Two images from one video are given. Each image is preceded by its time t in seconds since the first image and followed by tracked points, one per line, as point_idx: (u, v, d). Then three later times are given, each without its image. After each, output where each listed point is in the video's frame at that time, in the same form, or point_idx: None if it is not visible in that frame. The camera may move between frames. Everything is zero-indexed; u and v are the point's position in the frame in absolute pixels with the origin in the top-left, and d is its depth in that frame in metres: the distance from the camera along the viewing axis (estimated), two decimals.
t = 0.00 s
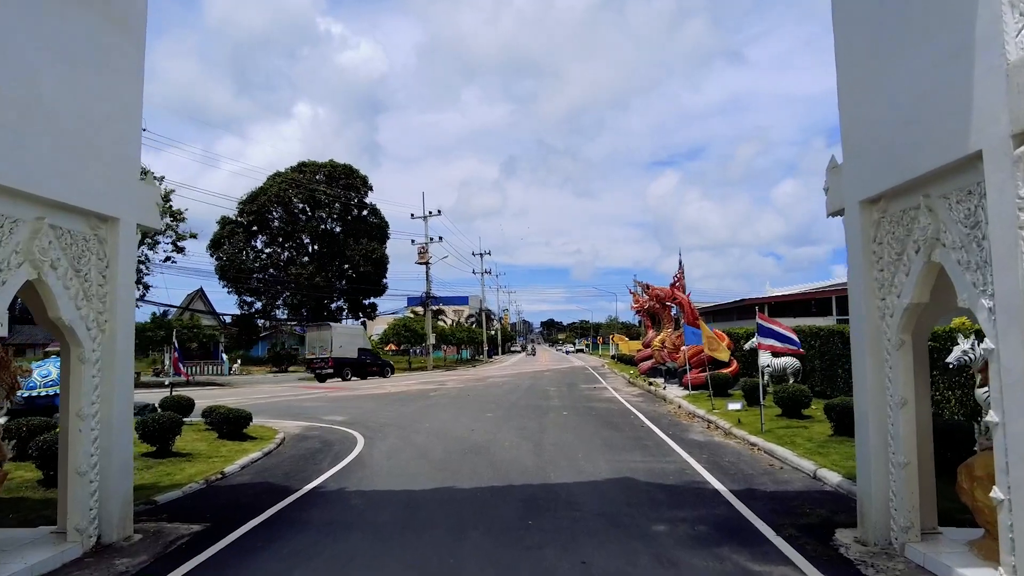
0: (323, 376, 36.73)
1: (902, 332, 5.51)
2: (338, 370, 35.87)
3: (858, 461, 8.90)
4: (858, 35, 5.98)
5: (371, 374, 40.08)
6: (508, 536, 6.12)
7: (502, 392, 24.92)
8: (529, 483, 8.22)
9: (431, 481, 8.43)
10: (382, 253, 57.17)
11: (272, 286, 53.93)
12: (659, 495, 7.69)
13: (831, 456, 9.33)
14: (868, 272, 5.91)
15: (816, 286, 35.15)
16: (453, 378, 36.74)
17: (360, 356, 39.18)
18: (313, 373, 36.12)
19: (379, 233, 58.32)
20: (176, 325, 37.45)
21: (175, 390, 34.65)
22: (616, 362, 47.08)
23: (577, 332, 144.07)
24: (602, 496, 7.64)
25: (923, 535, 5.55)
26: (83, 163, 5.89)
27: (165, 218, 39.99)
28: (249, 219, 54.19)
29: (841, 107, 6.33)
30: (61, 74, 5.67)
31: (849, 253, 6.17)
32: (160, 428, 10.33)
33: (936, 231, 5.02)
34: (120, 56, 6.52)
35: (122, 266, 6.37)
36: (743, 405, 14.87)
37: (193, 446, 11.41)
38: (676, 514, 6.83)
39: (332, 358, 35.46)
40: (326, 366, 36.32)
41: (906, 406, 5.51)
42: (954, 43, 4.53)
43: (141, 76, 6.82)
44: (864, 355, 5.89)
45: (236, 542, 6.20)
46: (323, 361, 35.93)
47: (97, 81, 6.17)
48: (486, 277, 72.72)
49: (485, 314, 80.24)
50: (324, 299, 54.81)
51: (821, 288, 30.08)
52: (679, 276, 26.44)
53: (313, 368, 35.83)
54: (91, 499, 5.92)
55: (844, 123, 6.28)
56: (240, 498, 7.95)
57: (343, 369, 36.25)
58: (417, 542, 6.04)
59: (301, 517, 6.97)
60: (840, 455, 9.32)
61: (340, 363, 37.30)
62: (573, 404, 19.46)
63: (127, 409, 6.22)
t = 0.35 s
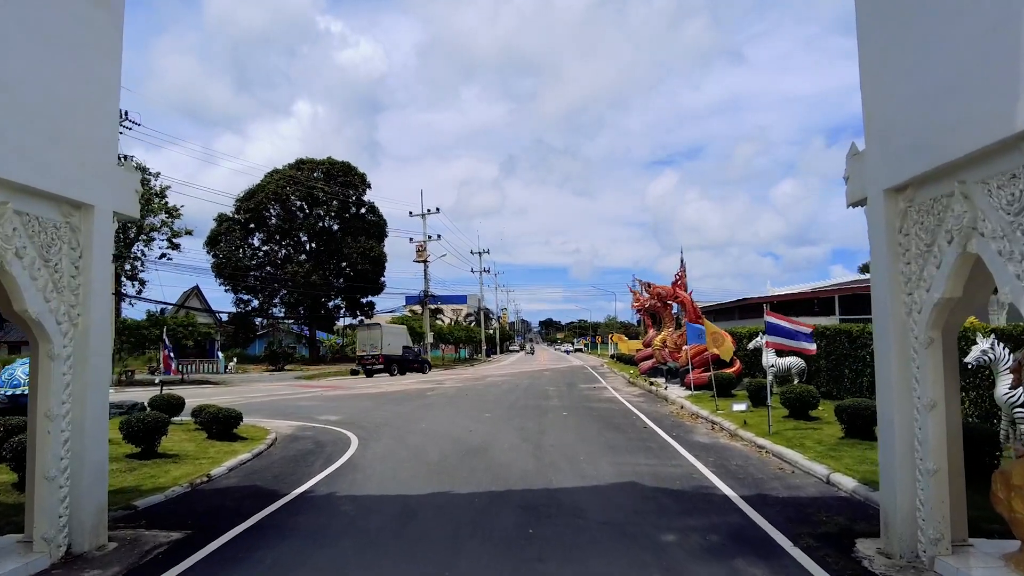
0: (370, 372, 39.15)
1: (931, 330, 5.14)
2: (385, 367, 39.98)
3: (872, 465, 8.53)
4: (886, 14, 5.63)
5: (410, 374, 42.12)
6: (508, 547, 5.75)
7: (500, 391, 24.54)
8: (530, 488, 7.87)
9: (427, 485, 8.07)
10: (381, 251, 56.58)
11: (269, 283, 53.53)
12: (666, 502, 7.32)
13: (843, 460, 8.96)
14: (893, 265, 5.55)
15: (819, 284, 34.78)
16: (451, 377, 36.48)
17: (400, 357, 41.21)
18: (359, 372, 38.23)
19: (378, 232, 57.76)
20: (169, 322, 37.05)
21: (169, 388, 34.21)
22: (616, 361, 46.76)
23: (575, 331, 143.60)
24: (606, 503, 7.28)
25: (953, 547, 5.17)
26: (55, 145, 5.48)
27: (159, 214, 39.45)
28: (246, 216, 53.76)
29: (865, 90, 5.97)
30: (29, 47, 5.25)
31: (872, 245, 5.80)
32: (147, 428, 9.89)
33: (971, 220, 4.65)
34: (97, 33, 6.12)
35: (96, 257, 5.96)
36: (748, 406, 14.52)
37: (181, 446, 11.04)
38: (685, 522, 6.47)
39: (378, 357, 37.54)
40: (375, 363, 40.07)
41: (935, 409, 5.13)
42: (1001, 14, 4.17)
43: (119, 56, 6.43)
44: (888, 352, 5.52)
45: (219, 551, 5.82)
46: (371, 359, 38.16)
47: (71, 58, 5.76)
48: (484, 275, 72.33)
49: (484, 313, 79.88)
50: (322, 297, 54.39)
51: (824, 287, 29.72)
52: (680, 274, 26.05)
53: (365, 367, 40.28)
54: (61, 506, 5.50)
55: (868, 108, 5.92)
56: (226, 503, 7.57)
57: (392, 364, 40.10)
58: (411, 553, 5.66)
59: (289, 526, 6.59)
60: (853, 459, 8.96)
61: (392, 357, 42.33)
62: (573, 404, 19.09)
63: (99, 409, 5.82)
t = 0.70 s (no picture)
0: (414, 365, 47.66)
1: (960, 329, 4.74)
2: (423, 363, 44.47)
3: (885, 470, 8.14)
4: None
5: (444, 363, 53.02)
6: (504, 562, 5.34)
7: (497, 392, 24.14)
8: (527, 496, 7.47)
9: (419, 493, 7.66)
10: (378, 250, 56.12)
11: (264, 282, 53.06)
12: (671, 512, 6.92)
13: (854, 465, 8.57)
14: (918, 259, 5.16)
15: (820, 283, 34.44)
16: (448, 377, 36.05)
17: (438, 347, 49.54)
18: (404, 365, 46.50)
19: (374, 230, 57.25)
20: (163, 321, 36.56)
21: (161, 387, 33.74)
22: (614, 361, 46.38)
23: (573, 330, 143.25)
24: (608, 513, 6.88)
25: (984, 564, 4.77)
26: (15, 128, 5.05)
27: (152, 212, 38.92)
28: (242, 215, 53.31)
29: (888, 74, 5.59)
30: None
31: (895, 238, 5.41)
32: (128, 431, 9.46)
33: (1009, 209, 4.26)
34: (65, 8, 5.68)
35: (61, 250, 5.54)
36: (751, 407, 14.14)
37: (165, 450, 10.62)
38: (692, 534, 6.07)
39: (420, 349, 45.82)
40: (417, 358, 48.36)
41: (964, 414, 4.73)
42: None
43: (89, 36, 5.99)
44: (913, 353, 5.12)
45: (193, 566, 5.40)
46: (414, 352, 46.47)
47: (35, 34, 5.32)
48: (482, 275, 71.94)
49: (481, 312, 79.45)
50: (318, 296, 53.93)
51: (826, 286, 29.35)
52: (680, 273, 25.65)
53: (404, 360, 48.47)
54: (22, 518, 5.09)
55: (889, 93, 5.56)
56: (206, 511, 7.14)
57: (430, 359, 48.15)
58: (400, 568, 5.26)
59: (271, 538, 6.16)
60: (865, 464, 8.57)
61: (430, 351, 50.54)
62: (571, 405, 18.70)
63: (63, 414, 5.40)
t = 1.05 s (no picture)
0: (442, 365, 49.99)
1: (997, 330, 4.32)
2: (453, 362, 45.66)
3: (902, 477, 7.74)
4: None
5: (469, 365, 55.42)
6: None
7: (495, 392, 23.74)
8: (525, 506, 7.06)
9: (411, 503, 7.25)
10: (375, 249, 55.70)
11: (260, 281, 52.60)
12: (678, 525, 6.51)
13: (869, 472, 8.17)
14: (948, 252, 4.75)
15: (821, 281, 34.06)
16: (446, 377, 35.70)
17: (464, 346, 51.61)
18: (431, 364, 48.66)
19: (372, 229, 56.77)
20: (157, 321, 36.10)
21: (155, 388, 33.32)
22: (614, 360, 46.06)
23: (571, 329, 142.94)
24: (611, 526, 6.48)
25: None
26: None
27: (146, 211, 38.47)
28: (238, 214, 52.90)
29: (915, 56, 5.17)
30: None
31: (922, 230, 5.01)
32: (106, 436, 8.98)
33: None
34: None
35: (19, 248, 5.11)
36: (756, 409, 13.76)
37: (148, 455, 10.19)
38: (702, 550, 5.66)
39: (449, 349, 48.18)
40: (445, 357, 50.61)
41: (1003, 422, 4.30)
42: None
43: (51, 15, 5.52)
44: (943, 354, 4.72)
45: None
46: (442, 353, 48.50)
47: None
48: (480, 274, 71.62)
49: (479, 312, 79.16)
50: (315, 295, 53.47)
51: (828, 284, 28.99)
52: (681, 272, 25.23)
53: (433, 357, 51.67)
54: None
55: (915, 75, 5.16)
56: (183, 523, 6.73)
57: (460, 358, 50.17)
58: None
59: (250, 557, 5.74)
60: (880, 470, 8.17)
61: (457, 351, 53.18)
62: (570, 406, 18.30)
63: (20, 426, 5.00)
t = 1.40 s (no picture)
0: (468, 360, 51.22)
1: None
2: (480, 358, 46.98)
3: (923, 481, 7.33)
4: None
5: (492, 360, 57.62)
6: None
7: (495, 390, 23.38)
8: (526, 511, 6.67)
9: (405, 508, 6.83)
10: (375, 245, 55.31)
11: (259, 277, 52.22)
12: (689, 532, 6.09)
13: (888, 474, 7.76)
14: (990, 240, 4.36)
15: (824, 279, 33.67)
16: (445, 374, 35.36)
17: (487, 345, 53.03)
18: (457, 359, 50.93)
19: (371, 225, 56.34)
20: (153, 316, 35.72)
21: (151, 384, 32.96)
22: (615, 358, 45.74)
23: (571, 327, 142.59)
24: (619, 533, 6.05)
25: None
26: None
27: (143, 206, 38.05)
28: (236, 209, 52.53)
29: (950, 29, 4.77)
30: None
31: (959, 216, 4.62)
32: (89, 435, 8.58)
33: None
34: None
35: None
36: (764, 408, 13.35)
37: (134, 454, 9.80)
38: (718, 561, 5.26)
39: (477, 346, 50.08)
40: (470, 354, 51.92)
41: None
42: None
43: None
44: (984, 350, 4.33)
45: None
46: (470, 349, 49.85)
47: None
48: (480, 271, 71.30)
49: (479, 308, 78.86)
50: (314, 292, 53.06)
51: (832, 282, 28.64)
52: (684, 268, 24.84)
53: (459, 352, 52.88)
54: None
55: (953, 48, 4.74)
56: (162, 528, 6.30)
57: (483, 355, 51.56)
58: None
59: (230, 566, 5.33)
60: (900, 473, 7.77)
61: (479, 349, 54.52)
62: (571, 404, 17.91)
63: None
